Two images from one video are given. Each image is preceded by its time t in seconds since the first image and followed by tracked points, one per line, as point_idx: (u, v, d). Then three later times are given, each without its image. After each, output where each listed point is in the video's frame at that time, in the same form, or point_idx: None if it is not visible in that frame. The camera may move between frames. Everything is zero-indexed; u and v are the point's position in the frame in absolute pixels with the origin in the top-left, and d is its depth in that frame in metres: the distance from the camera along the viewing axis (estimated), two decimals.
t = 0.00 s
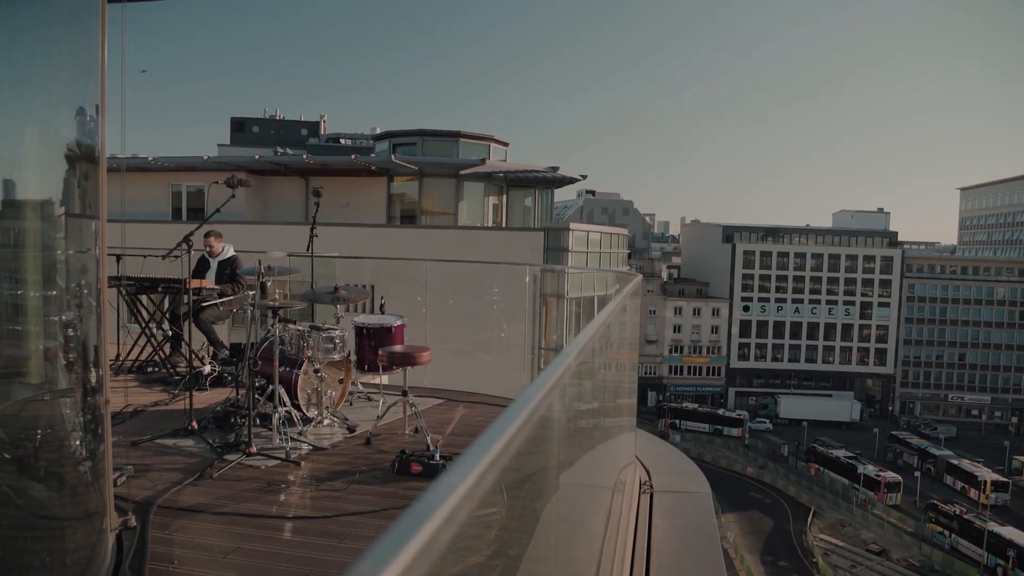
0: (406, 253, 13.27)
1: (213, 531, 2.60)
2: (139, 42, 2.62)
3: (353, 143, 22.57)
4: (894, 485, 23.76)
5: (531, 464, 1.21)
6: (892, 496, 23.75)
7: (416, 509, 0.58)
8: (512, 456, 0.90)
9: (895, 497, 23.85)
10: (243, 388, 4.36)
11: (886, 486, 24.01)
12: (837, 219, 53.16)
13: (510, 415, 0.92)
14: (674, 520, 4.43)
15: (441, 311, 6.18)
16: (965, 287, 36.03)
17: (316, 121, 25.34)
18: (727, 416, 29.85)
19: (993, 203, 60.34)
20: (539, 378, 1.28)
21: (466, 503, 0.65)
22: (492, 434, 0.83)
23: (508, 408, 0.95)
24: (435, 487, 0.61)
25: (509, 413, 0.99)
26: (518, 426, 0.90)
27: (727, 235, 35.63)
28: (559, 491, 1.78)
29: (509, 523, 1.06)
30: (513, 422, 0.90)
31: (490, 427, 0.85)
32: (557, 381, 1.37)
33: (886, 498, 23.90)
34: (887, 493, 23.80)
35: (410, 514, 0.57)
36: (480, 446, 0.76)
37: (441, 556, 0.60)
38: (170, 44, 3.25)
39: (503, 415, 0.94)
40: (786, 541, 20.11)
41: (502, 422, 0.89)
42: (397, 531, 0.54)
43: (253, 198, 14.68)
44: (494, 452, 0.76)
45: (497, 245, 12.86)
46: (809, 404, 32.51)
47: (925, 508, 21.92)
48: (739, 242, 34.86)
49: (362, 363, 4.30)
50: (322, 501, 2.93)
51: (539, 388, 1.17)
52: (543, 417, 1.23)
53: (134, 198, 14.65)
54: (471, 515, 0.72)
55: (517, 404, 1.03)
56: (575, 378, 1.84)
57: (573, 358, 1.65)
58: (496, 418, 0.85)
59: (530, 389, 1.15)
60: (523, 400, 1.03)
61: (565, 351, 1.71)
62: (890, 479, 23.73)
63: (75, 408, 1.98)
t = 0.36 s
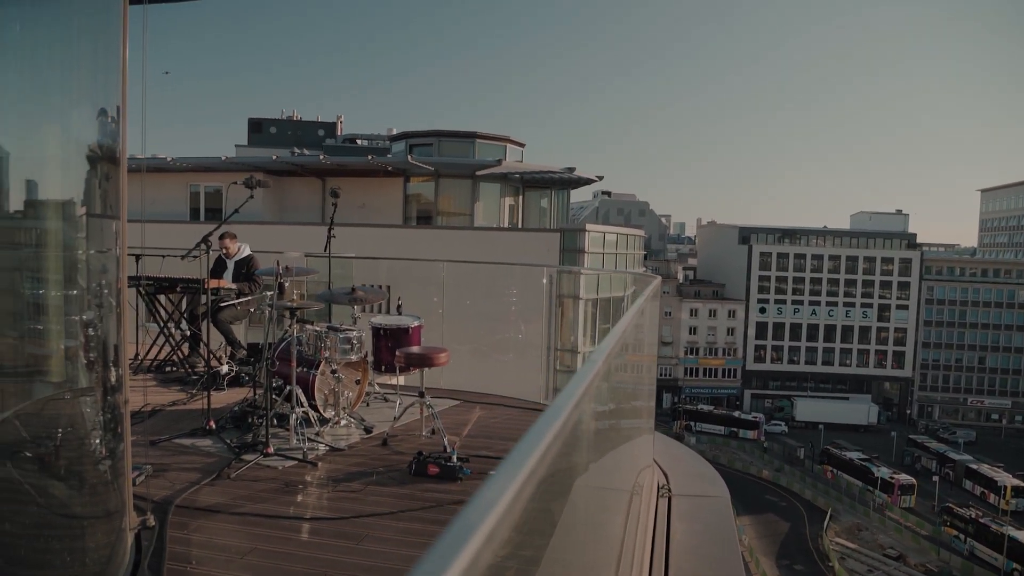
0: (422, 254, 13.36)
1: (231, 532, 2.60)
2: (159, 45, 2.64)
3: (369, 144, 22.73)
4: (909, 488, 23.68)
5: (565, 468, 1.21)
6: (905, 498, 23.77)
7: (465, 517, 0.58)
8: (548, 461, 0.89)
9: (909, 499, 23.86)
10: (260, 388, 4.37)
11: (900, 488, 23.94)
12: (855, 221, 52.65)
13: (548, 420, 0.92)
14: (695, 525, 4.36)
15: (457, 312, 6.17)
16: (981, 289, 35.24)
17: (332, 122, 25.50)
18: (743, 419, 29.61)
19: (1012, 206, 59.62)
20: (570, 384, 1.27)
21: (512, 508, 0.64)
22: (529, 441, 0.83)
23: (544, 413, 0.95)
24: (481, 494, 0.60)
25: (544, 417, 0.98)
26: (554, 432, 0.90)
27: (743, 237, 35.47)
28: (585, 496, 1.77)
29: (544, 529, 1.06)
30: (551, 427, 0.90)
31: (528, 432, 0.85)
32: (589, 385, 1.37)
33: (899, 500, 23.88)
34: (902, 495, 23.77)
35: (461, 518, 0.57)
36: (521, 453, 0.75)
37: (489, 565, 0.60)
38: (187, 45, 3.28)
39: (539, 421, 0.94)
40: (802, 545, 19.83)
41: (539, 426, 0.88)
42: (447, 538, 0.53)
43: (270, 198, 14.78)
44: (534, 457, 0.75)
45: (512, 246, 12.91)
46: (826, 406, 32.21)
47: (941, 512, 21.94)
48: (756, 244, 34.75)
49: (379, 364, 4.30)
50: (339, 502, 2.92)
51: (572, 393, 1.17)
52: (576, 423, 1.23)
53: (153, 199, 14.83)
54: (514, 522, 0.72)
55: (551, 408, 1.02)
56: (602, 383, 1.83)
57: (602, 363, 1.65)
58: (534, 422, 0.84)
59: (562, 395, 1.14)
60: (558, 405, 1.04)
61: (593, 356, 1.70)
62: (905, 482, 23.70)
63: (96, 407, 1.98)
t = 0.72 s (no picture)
0: (436, 253, 13.40)
1: (247, 532, 2.60)
2: (178, 44, 2.65)
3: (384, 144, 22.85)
4: (920, 489, 23.64)
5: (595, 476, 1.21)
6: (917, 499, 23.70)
7: (516, 528, 0.58)
8: (588, 467, 0.90)
9: (921, 501, 23.85)
10: (277, 387, 4.39)
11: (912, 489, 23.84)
12: (872, 221, 52.01)
13: (583, 426, 0.93)
14: (713, 529, 4.30)
15: (473, 312, 6.16)
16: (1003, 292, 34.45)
17: (347, 123, 25.63)
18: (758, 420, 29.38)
19: None
20: (602, 391, 1.28)
21: (559, 515, 0.65)
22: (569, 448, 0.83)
23: (581, 421, 0.97)
24: (529, 506, 0.61)
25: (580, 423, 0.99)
26: (592, 439, 0.91)
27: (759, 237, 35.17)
28: (609, 500, 1.76)
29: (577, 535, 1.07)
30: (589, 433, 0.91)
31: (566, 440, 0.86)
32: (620, 392, 1.37)
33: (912, 501, 23.82)
34: (914, 496, 23.69)
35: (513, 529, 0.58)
36: (563, 462, 0.76)
37: (538, 575, 0.61)
38: (205, 45, 3.30)
39: (576, 426, 0.95)
40: (816, 548, 19.57)
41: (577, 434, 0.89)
42: (502, 545, 0.54)
43: (286, 199, 14.91)
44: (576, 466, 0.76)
45: (527, 246, 12.90)
46: (842, 409, 31.87)
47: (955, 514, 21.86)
48: (771, 244, 34.42)
49: (395, 364, 4.29)
50: (356, 503, 2.91)
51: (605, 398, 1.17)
52: (607, 428, 1.23)
53: (171, 199, 15.02)
54: (557, 535, 0.72)
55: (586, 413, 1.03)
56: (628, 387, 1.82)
57: (630, 368, 1.62)
58: (570, 438, 0.83)
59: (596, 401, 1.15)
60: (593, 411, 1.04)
61: (620, 362, 1.70)
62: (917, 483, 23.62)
63: (115, 406, 1.99)
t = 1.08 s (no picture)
0: (443, 252, 13.42)
1: (258, 531, 2.60)
2: (190, 41, 2.65)
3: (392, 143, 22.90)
4: (925, 489, 23.40)
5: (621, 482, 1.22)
6: (921, 499, 23.47)
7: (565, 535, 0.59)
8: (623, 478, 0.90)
9: (924, 500, 23.59)
10: (286, 386, 4.39)
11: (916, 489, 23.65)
12: (882, 220, 51.67)
13: (618, 432, 0.94)
14: (726, 530, 4.27)
15: (482, 312, 6.14)
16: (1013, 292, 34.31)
17: (355, 122, 25.68)
18: (765, 420, 29.28)
19: None
20: (630, 396, 1.28)
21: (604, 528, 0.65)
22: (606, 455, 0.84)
23: (615, 427, 0.97)
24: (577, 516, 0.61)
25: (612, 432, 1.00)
26: (628, 448, 0.91)
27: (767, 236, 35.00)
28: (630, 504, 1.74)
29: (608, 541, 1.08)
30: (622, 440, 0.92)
31: (600, 447, 0.87)
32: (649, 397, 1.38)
33: (916, 501, 23.54)
34: (918, 495, 23.50)
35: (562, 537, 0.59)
36: (601, 469, 0.77)
37: None
38: (213, 46, 3.30)
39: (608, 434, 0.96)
40: (823, 549, 19.43)
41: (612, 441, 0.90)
42: (556, 553, 0.55)
43: (294, 198, 14.94)
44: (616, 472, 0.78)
45: (534, 245, 12.90)
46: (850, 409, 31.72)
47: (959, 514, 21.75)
48: (779, 244, 34.24)
49: (405, 363, 4.28)
50: (367, 501, 2.90)
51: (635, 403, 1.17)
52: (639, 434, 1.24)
53: (180, 198, 15.11)
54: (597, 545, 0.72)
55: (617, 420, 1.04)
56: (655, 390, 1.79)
57: (656, 370, 1.60)
58: (607, 447, 0.83)
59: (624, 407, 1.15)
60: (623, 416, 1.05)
61: (645, 364, 1.68)
62: (921, 482, 23.47)
63: (126, 403, 1.98)
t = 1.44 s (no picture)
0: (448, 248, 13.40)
1: (263, 528, 2.59)
2: (196, 38, 2.64)
3: (394, 139, 22.87)
4: (923, 485, 23.49)
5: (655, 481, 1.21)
6: (920, 495, 23.56)
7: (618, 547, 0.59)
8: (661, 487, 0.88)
9: (922, 496, 23.69)
10: (291, 383, 4.38)
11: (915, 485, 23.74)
12: (885, 218, 51.52)
13: (657, 434, 0.94)
14: (732, 529, 4.25)
15: (486, 308, 6.13)
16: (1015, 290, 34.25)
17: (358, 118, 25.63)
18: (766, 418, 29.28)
19: None
20: (658, 396, 1.27)
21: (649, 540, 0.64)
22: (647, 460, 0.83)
23: (651, 431, 0.97)
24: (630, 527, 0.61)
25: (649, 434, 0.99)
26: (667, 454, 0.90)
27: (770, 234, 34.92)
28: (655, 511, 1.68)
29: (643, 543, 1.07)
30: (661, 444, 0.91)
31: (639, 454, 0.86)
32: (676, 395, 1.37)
33: (914, 497, 23.66)
34: (916, 491, 23.63)
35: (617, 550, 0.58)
36: (643, 477, 0.76)
37: None
38: (218, 41, 3.30)
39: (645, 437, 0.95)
40: (825, 546, 19.39)
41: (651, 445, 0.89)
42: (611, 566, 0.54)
43: (297, 194, 14.93)
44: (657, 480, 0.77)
45: (537, 242, 12.89)
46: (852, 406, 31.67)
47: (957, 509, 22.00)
48: (782, 241, 34.15)
49: (409, 360, 4.26)
50: (373, 499, 2.89)
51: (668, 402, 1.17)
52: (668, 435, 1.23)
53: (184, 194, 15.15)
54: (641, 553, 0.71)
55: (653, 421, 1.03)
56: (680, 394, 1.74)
57: (680, 371, 1.55)
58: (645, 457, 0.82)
59: (658, 405, 1.14)
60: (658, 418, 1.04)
61: (670, 366, 1.64)
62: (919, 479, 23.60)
63: (133, 399, 1.97)
